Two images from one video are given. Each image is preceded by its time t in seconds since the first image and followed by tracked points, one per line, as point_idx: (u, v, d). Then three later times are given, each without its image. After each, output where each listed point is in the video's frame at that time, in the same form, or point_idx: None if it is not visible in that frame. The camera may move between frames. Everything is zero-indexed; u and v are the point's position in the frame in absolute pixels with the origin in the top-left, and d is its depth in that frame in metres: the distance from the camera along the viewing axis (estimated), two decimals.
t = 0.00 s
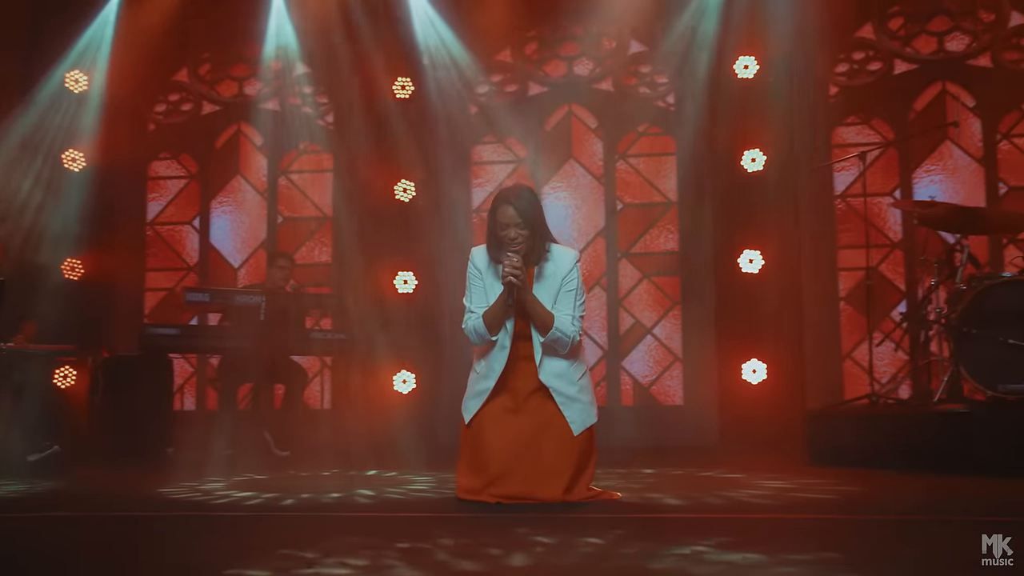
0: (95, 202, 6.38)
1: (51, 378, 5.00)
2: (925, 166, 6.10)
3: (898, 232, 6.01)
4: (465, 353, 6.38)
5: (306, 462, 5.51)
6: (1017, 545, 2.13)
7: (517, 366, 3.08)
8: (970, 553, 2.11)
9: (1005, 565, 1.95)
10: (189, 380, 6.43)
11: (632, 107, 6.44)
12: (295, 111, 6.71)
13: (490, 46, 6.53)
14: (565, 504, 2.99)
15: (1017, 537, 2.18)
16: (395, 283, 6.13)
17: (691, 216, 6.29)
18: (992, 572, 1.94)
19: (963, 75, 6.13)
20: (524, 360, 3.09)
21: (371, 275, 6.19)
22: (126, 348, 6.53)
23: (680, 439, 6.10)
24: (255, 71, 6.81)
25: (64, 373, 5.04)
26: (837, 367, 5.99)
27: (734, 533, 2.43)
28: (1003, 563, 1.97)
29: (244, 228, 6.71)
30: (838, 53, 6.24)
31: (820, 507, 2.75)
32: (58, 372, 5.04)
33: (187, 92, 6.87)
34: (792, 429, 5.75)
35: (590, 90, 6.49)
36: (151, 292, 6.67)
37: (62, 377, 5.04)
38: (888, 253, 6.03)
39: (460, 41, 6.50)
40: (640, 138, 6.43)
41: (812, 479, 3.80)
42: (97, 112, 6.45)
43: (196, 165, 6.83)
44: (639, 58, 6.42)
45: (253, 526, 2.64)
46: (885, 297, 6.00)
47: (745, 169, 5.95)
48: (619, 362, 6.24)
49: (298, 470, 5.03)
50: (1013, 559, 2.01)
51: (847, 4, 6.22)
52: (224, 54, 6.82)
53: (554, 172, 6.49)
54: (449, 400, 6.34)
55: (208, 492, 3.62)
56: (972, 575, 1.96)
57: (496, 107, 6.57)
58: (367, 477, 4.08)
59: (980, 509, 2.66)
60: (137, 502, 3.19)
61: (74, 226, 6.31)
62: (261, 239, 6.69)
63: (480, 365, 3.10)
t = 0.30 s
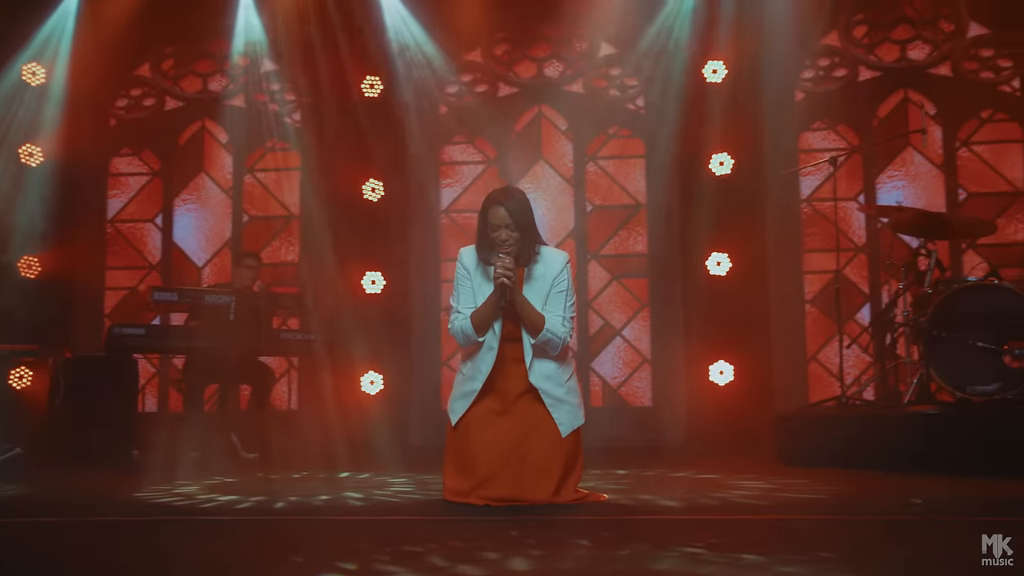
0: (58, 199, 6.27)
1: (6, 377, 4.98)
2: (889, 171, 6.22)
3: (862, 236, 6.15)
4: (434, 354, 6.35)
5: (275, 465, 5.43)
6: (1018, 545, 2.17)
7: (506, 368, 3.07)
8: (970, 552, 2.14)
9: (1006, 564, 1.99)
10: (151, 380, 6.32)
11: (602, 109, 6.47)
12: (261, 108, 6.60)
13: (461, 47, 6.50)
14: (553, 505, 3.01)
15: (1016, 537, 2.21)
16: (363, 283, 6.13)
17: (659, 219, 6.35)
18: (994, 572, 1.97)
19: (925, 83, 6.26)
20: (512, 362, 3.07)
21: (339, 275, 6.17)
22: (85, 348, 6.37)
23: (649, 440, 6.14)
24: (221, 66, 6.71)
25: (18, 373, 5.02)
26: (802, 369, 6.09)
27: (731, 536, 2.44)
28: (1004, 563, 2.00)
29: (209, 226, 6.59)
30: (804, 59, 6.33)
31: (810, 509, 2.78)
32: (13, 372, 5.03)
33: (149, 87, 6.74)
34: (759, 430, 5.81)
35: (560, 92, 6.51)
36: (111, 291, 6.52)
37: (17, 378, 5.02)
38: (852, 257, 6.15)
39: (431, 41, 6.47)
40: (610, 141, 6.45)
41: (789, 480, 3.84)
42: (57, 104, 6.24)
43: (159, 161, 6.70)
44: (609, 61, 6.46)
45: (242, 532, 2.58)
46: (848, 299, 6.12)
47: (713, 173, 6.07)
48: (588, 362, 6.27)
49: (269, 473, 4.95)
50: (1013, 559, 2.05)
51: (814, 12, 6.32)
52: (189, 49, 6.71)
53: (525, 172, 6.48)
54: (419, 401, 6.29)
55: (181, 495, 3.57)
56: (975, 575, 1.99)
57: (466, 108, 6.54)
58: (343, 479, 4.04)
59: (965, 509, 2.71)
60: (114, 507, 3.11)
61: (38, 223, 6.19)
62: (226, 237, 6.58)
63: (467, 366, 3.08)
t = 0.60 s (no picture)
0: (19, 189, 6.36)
1: None
2: (854, 176, 6.30)
3: (827, 239, 6.25)
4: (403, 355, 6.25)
5: (246, 468, 5.35)
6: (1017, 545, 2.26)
7: (495, 370, 3.05)
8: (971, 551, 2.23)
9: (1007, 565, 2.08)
10: (112, 382, 6.12)
11: (573, 110, 6.47)
12: (228, 106, 6.52)
13: (432, 46, 6.45)
14: (542, 509, 3.00)
15: (1017, 537, 2.30)
16: (331, 283, 6.06)
17: (630, 220, 6.35)
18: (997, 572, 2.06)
19: (889, 89, 6.38)
20: (502, 364, 3.05)
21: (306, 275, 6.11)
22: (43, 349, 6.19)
23: (620, 440, 6.16)
24: (185, 61, 6.58)
25: None
26: (770, 372, 6.16)
27: (733, 540, 2.49)
28: (1005, 563, 2.09)
29: (172, 224, 6.45)
30: (773, 63, 6.35)
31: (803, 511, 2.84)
32: None
33: (110, 82, 6.58)
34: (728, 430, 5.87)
35: (531, 93, 6.49)
36: (71, 290, 6.34)
37: None
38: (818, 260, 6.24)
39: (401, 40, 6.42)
40: (581, 142, 6.45)
41: (767, 481, 3.89)
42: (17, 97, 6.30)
43: (121, 158, 6.54)
44: (581, 62, 6.46)
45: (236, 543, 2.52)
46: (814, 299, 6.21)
47: (682, 176, 6.16)
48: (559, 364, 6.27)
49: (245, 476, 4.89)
50: (1012, 559, 2.14)
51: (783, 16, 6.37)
52: (152, 44, 6.57)
53: (495, 172, 6.43)
54: (389, 403, 6.18)
55: (160, 500, 3.48)
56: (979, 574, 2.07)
57: (436, 108, 6.48)
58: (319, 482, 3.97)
59: (951, 510, 2.80)
60: (93, 513, 3.02)
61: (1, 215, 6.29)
62: (191, 236, 6.45)
63: (456, 367, 3.06)
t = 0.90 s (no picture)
0: None
1: None
2: (822, 179, 6.38)
3: (797, 242, 6.32)
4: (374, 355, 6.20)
5: (218, 469, 5.28)
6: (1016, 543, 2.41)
7: (486, 371, 3.03)
8: (971, 552, 2.39)
9: (1007, 564, 2.24)
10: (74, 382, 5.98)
11: (545, 111, 6.47)
12: (196, 102, 6.42)
13: (405, 45, 6.41)
14: (535, 509, 2.99)
15: (1015, 537, 2.44)
16: (301, 282, 5.96)
17: (603, 221, 6.36)
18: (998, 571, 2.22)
19: (856, 95, 6.50)
20: (493, 364, 3.03)
21: (274, 275, 6.01)
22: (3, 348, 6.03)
23: (592, 441, 6.18)
24: (152, 56, 6.46)
25: None
26: (740, 375, 6.23)
27: (733, 544, 2.55)
28: (1004, 562, 2.25)
29: (138, 222, 6.33)
30: (742, 67, 6.38)
31: (798, 511, 2.92)
32: None
33: (73, 75, 6.43)
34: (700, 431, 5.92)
35: (502, 94, 6.48)
36: (31, 288, 6.19)
37: None
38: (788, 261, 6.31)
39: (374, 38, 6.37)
40: (553, 143, 6.46)
41: (747, 481, 3.94)
42: None
43: (84, 153, 6.40)
44: (553, 63, 6.47)
45: (238, 550, 2.49)
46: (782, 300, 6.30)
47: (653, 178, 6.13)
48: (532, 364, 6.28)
49: (226, 479, 4.86)
50: (1011, 559, 2.30)
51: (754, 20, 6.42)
52: (117, 37, 6.45)
53: (467, 173, 6.40)
54: (361, 404, 6.13)
55: (138, 503, 3.40)
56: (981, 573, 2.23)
57: (408, 107, 6.44)
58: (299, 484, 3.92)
59: (938, 508, 2.91)
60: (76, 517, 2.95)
61: None
62: (158, 233, 6.32)
63: (447, 369, 3.04)
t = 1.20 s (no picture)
0: None
1: None
2: (792, 183, 6.51)
3: (768, 244, 6.42)
4: (348, 356, 6.16)
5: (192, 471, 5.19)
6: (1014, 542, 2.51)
7: (482, 374, 3.03)
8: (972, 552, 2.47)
9: (1008, 564, 2.32)
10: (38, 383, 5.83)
11: (520, 113, 6.47)
12: (166, 99, 6.33)
13: (380, 43, 6.38)
14: (531, 511, 2.98)
15: (1014, 536, 2.53)
16: (273, 282, 5.92)
17: (578, 223, 6.39)
18: (1000, 571, 2.30)
19: (825, 101, 6.60)
20: (489, 368, 3.03)
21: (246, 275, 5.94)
22: None
23: (566, 442, 6.20)
24: (120, 51, 6.32)
25: None
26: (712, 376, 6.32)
27: (738, 549, 2.58)
28: (1005, 563, 2.33)
29: (106, 220, 6.18)
30: (715, 73, 6.49)
31: (792, 513, 2.98)
32: None
33: (37, 68, 6.27)
34: (674, 432, 5.97)
35: (477, 95, 6.47)
36: None
37: None
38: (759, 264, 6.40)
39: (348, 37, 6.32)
40: (528, 145, 6.46)
41: (730, 481, 4.00)
42: None
43: (49, 149, 6.24)
44: (528, 65, 6.48)
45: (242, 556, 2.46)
46: (754, 303, 6.39)
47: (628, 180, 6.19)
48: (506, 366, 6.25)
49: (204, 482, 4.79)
50: (1011, 559, 2.38)
51: (727, 26, 6.50)
52: (83, 31, 6.30)
53: (441, 174, 6.38)
54: (335, 406, 6.10)
55: (124, 507, 3.35)
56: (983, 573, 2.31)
57: (381, 107, 6.40)
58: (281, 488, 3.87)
59: (929, 507, 2.99)
60: (64, 522, 2.88)
61: None
62: (126, 232, 6.19)
63: (443, 373, 3.03)
